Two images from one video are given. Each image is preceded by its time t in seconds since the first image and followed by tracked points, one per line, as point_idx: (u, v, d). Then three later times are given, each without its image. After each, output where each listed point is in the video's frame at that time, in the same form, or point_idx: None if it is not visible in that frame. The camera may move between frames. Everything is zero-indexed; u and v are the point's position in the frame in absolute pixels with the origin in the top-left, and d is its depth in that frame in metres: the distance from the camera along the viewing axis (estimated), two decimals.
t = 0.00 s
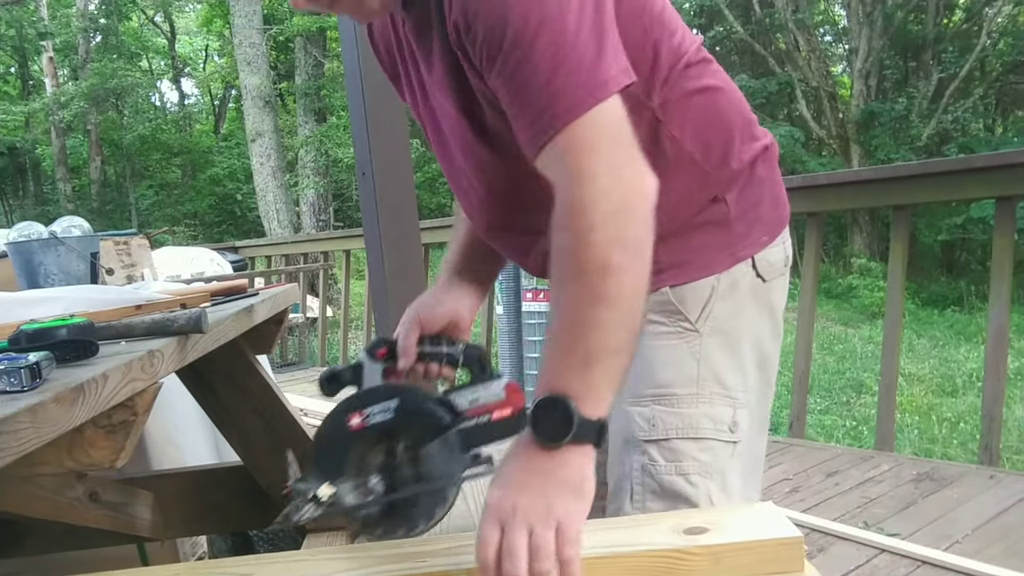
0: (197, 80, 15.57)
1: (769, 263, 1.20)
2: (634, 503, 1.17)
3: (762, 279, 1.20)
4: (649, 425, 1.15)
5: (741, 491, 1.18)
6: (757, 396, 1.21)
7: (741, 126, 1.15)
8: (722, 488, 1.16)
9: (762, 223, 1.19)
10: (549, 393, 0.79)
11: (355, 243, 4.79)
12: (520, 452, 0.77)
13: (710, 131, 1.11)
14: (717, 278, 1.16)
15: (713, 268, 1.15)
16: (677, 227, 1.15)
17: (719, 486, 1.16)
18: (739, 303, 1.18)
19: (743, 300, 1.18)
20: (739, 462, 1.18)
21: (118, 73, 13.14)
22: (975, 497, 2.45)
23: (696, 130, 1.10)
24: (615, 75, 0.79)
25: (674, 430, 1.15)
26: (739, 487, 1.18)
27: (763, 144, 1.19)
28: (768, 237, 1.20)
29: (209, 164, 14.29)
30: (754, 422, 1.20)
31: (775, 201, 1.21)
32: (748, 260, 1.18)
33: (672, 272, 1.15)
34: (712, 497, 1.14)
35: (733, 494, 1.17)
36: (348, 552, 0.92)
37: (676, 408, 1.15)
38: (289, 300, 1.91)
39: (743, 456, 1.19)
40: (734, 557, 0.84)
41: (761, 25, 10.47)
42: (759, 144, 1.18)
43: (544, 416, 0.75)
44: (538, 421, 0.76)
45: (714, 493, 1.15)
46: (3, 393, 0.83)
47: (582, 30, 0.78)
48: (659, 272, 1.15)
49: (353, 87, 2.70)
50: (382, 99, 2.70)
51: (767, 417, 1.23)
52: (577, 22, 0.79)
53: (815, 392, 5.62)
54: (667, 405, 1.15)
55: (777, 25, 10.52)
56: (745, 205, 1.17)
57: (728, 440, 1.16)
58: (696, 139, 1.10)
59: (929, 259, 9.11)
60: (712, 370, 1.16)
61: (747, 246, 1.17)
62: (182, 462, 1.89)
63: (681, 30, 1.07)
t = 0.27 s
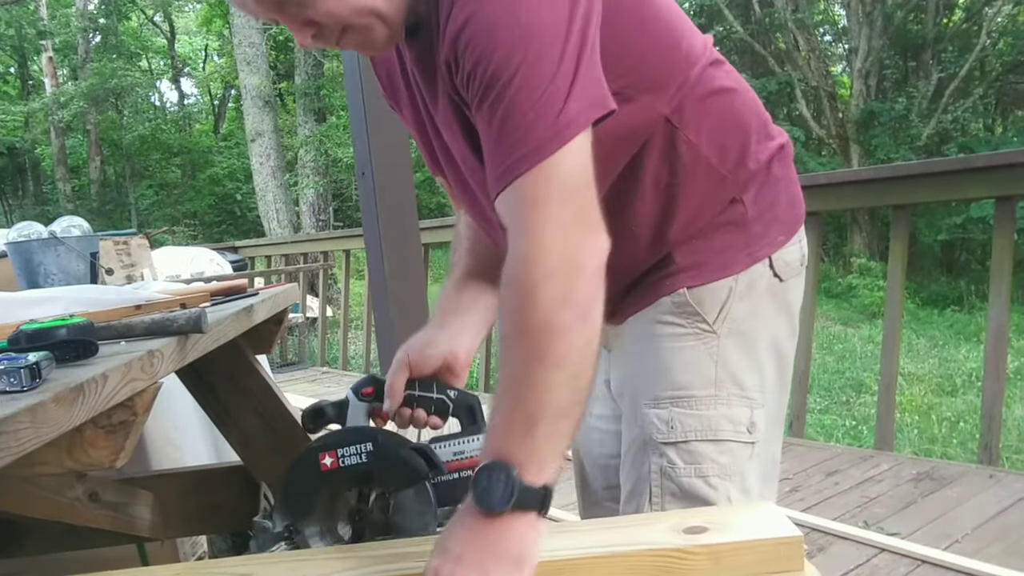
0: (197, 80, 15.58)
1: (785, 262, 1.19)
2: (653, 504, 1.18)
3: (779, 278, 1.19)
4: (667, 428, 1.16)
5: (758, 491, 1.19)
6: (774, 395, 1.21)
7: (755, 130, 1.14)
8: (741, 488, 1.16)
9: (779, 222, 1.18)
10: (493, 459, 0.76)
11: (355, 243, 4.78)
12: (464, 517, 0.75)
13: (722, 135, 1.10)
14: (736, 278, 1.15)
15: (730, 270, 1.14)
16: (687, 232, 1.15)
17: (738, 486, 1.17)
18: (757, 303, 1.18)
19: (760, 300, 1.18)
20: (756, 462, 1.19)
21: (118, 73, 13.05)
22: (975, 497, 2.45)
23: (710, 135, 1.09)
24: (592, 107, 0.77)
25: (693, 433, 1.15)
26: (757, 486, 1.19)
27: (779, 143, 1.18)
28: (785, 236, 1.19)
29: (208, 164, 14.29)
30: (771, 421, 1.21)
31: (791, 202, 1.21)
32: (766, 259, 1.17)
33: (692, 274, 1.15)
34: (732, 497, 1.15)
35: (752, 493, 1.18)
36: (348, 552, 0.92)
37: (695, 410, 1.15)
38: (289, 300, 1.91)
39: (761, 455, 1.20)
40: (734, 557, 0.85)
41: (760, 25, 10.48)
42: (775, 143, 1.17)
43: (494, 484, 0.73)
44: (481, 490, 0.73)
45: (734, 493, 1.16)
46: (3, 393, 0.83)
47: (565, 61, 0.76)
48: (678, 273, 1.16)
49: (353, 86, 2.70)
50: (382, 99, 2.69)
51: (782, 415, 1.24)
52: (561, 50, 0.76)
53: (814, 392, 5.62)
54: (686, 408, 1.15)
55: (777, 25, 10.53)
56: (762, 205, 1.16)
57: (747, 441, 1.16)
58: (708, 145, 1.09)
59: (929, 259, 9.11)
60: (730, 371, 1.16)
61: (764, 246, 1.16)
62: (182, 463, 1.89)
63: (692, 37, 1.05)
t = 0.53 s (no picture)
0: (197, 80, 15.57)
1: (789, 265, 1.20)
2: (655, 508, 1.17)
3: (784, 281, 1.19)
4: (670, 434, 1.15)
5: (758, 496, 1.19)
6: (775, 399, 1.21)
7: (760, 129, 1.14)
8: (743, 494, 1.16)
9: (783, 224, 1.19)
10: (531, 489, 0.76)
11: (354, 243, 4.78)
12: (505, 546, 0.75)
13: (728, 136, 1.09)
14: (741, 280, 1.15)
15: (735, 272, 1.14)
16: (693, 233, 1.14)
17: (739, 491, 1.17)
18: (759, 307, 1.18)
19: (762, 303, 1.18)
20: (757, 467, 1.18)
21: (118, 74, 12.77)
22: (975, 496, 2.45)
23: (713, 139, 1.08)
24: (603, 132, 0.77)
25: (696, 438, 1.14)
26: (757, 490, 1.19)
27: (783, 144, 1.19)
28: (788, 238, 1.19)
29: (208, 164, 14.29)
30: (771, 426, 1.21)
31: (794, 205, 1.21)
32: (770, 262, 1.17)
33: (694, 275, 1.15)
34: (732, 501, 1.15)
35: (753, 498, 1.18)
36: (349, 553, 0.92)
37: (698, 415, 1.15)
38: (289, 300, 1.91)
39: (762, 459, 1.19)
40: (734, 558, 0.84)
41: (760, 25, 10.49)
42: (780, 144, 1.18)
43: (535, 513, 0.72)
44: (523, 516, 0.73)
45: (734, 498, 1.16)
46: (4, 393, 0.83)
47: (575, 89, 0.76)
48: (683, 274, 1.16)
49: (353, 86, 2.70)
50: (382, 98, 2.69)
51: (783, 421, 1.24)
52: (570, 78, 0.76)
53: (814, 392, 5.62)
54: (689, 412, 1.15)
55: (776, 25, 10.53)
56: (766, 206, 1.16)
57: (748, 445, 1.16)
58: (715, 146, 1.08)
59: (929, 259, 9.11)
60: (732, 375, 1.17)
61: (768, 248, 1.16)
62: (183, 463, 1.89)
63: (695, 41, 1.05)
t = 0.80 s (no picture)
0: (197, 80, 15.59)
1: (785, 265, 1.20)
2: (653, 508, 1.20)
3: (780, 281, 1.20)
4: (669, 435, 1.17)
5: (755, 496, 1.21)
6: (772, 399, 1.23)
7: (757, 129, 1.12)
8: (740, 493, 1.18)
9: (780, 224, 1.18)
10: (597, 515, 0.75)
11: (354, 244, 4.77)
12: (579, 560, 0.75)
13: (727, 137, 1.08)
14: (739, 281, 1.16)
15: (733, 274, 1.15)
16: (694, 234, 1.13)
17: (737, 490, 1.19)
18: (758, 307, 1.19)
19: (760, 304, 1.18)
20: (754, 466, 1.20)
21: (117, 73, 12.90)
22: (974, 495, 2.45)
23: (712, 141, 1.07)
24: (629, 146, 0.77)
25: (695, 440, 1.16)
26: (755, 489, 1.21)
27: (781, 143, 1.17)
28: (785, 239, 1.19)
29: (208, 164, 14.29)
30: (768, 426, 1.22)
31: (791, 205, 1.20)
32: (767, 263, 1.18)
33: (693, 277, 1.15)
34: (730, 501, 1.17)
35: (750, 498, 1.20)
36: (351, 552, 0.92)
37: (697, 416, 1.17)
38: (289, 300, 1.92)
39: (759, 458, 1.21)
40: (734, 557, 0.84)
41: (760, 25, 10.51)
42: (778, 144, 1.16)
43: (626, 535, 0.72)
44: (610, 543, 0.72)
45: (731, 498, 1.17)
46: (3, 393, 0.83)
47: (599, 106, 0.75)
48: (681, 275, 1.16)
49: (352, 86, 2.70)
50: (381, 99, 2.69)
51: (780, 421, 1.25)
52: (594, 98, 0.75)
53: (814, 392, 5.62)
54: (688, 413, 1.17)
55: (776, 25, 10.55)
56: (763, 208, 1.15)
57: (744, 446, 1.17)
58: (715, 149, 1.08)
59: (929, 259, 9.11)
60: (729, 377, 1.18)
61: (765, 250, 1.17)
62: (185, 463, 1.89)
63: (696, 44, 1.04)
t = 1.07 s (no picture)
0: (197, 80, 15.59)
1: (779, 264, 1.20)
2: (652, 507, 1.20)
3: (774, 280, 1.20)
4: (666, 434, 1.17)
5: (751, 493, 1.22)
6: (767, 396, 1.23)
7: (754, 130, 1.13)
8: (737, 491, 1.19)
9: (776, 225, 1.18)
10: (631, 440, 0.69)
11: (354, 243, 4.77)
12: (600, 497, 0.68)
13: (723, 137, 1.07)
14: (734, 280, 1.16)
15: (729, 271, 1.15)
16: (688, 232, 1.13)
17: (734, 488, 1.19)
18: (753, 305, 1.19)
19: (754, 302, 1.19)
20: (749, 464, 1.20)
21: (116, 73, 12.91)
22: (974, 495, 2.45)
23: (711, 139, 1.06)
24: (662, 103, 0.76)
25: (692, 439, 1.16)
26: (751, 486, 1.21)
27: (775, 145, 1.18)
28: (779, 239, 1.19)
29: (208, 164, 14.29)
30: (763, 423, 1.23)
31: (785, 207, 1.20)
32: (761, 262, 1.18)
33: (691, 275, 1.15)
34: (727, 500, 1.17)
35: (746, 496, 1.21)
36: (350, 551, 0.92)
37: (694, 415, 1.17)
38: (288, 300, 1.91)
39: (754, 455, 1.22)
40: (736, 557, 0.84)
41: (760, 25, 10.52)
42: (772, 146, 1.17)
43: (650, 461, 0.66)
44: (636, 466, 0.67)
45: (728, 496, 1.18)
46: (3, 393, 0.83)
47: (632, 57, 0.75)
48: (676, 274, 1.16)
49: (351, 86, 2.70)
50: (381, 98, 2.69)
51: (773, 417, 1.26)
52: (626, 51, 0.74)
53: (813, 391, 5.62)
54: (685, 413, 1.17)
55: (776, 24, 10.57)
56: (758, 207, 1.15)
57: (740, 444, 1.18)
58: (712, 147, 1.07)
59: (928, 258, 9.12)
60: (725, 375, 1.17)
61: (759, 249, 1.17)
62: (184, 463, 1.89)
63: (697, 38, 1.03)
